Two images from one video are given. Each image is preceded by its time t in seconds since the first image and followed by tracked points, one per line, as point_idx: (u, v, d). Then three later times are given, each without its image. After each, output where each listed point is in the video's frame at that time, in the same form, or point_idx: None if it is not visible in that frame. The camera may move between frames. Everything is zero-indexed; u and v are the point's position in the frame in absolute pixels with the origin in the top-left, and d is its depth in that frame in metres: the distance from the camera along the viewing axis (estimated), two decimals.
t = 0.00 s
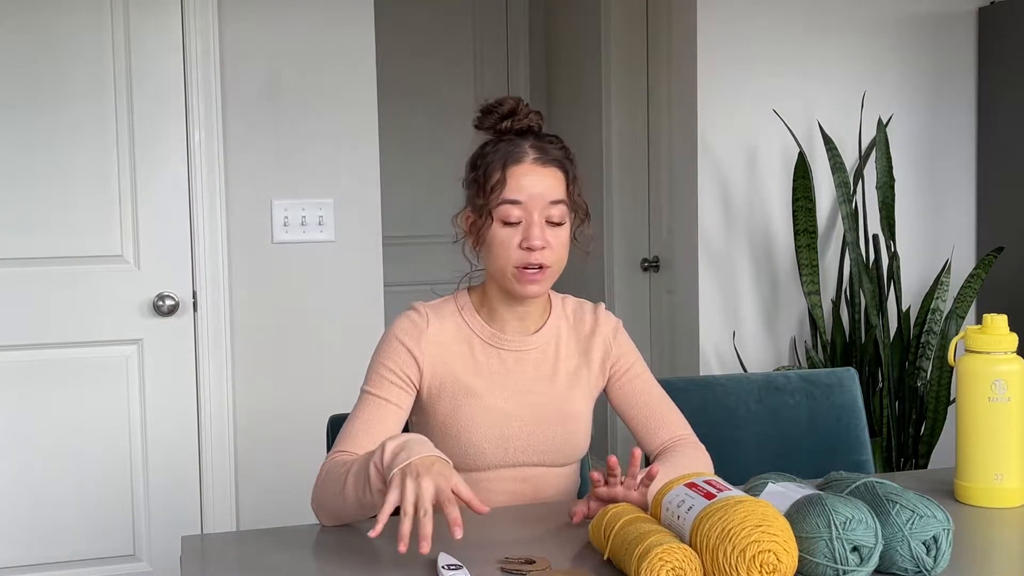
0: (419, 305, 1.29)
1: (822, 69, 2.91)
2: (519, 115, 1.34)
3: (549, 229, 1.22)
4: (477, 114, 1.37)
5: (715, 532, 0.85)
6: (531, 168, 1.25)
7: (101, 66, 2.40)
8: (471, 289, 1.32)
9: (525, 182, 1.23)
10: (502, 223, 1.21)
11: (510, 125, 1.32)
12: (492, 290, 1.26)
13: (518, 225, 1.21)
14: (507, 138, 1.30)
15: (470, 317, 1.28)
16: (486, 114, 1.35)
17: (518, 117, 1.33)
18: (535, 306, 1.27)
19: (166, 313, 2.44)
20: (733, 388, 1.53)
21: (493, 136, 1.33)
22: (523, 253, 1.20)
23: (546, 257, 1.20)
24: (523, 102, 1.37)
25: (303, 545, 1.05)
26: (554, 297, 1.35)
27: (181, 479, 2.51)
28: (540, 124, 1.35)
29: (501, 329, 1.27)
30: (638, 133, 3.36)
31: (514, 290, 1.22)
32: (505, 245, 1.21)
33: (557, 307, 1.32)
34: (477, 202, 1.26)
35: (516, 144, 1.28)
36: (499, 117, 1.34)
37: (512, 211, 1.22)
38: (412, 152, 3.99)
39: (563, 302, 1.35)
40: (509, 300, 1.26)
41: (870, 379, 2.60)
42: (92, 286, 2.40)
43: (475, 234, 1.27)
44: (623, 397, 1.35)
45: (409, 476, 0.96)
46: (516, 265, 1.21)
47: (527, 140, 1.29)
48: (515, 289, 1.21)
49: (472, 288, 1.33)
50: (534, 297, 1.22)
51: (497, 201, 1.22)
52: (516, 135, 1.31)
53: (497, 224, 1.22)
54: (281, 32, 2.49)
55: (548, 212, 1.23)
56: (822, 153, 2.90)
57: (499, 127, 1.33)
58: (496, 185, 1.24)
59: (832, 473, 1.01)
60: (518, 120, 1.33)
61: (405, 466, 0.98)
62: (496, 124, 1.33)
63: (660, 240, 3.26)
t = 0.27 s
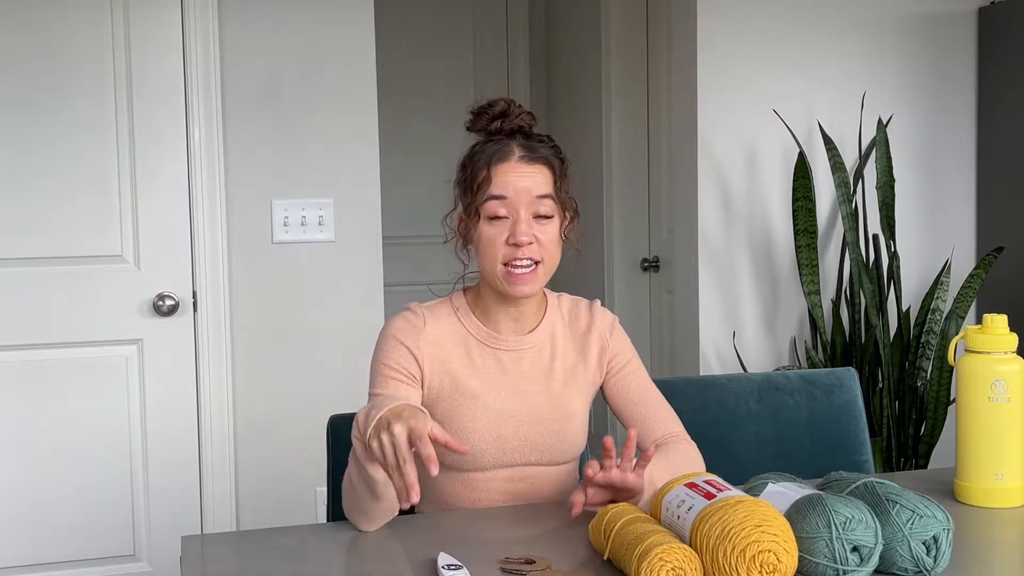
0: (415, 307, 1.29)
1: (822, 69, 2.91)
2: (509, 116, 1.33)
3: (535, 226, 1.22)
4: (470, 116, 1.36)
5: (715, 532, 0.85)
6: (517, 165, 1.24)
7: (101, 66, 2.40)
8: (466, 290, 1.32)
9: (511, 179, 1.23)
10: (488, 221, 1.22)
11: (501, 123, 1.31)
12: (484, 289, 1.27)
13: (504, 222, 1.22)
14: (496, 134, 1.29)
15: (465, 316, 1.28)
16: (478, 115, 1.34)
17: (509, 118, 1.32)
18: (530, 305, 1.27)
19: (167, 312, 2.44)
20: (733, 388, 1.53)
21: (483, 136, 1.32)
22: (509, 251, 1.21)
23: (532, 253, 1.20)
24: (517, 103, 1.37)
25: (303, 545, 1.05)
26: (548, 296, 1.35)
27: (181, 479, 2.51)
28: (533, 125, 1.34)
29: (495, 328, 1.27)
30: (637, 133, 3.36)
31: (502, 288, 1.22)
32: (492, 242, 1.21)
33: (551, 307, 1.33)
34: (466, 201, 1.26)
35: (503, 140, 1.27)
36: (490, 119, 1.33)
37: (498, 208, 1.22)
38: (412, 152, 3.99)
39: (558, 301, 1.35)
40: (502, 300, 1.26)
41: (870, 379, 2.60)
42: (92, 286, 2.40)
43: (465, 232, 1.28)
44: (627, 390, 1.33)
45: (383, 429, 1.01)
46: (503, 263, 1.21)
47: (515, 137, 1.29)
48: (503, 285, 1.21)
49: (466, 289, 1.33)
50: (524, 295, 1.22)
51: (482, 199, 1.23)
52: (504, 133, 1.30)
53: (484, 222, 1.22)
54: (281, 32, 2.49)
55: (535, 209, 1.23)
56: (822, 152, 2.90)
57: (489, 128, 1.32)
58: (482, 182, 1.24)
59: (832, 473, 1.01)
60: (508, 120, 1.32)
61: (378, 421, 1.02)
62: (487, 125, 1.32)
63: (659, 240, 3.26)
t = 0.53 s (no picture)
0: (411, 305, 1.28)
1: (822, 69, 2.91)
2: (512, 116, 1.32)
3: (531, 223, 1.22)
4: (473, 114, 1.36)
5: (715, 532, 0.85)
6: (515, 162, 1.24)
7: (101, 66, 2.40)
8: (461, 289, 1.32)
9: (508, 175, 1.23)
10: (484, 216, 1.22)
11: (502, 122, 1.31)
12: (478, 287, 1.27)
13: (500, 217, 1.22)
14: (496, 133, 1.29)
15: (460, 314, 1.28)
16: (481, 114, 1.34)
17: (512, 118, 1.31)
18: (525, 305, 1.27)
19: (166, 312, 2.44)
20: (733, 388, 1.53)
21: (483, 133, 1.32)
22: (503, 246, 1.20)
23: (526, 249, 1.20)
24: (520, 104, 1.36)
25: (303, 545, 1.05)
26: (543, 296, 1.35)
27: (181, 479, 2.51)
28: (535, 127, 1.33)
29: (490, 328, 1.27)
30: (637, 133, 3.36)
31: (495, 284, 1.22)
32: (486, 237, 1.21)
33: (546, 307, 1.33)
34: (462, 196, 1.26)
35: (502, 138, 1.27)
36: (492, 118, 1.32)
37: (493, 203, 1.22)
38: (412, 152, 3.99)
39: (553, 301, 1.35)
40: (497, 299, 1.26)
41: (870, 379, 2.60)
42: (92, 286, 2.40)
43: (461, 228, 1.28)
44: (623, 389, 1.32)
45: (401, 434, 0.98)
46: (496, 258, 1.21)
47: (514, 135, 1.29)
48: (495, 281, 1.21)
49: (461, 288, 1.32)
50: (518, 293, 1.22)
51: (479, 194, 1.23)
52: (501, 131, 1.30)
53: (479, 216, 1.22)
54: (281, 32, 2.49)
55: (532, 205, 1.23)
56: (822, 152, 2.90)
57: (491, 126, 1.31)
58: (479, 178, 1.24)
59: (832, 473, 1.01)
60: (509, 120, 1.31)
61: (396, 425, 1.00)
62: (489, 124, 1.32)
63: (659, 240, 3.26)
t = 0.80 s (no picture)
0: (414, 307, 1.29)
1: (822, 69, 2.91)
2: (504, 115, 1.33)
3: (541, 228, 1.22)
4: (464, 116, 1.36)
5: (715, 532, 0.85)
6: (520, 168, 1.24)
7: (101, 66, 2.40)
8: (464, 290, 1.32)
9: (515, 182, 1.23)
10: (494, 225, 1.21)
11: (497, 125, 1.31)
12: (484, 290, 1.27)
13: (510, 226, 1.21)
14: (496, 138, 1.29)
15: (464, 315, 1.28)
16: (473, 115, 1.33)
17: (504, 117, 1.33)
18: (529, 306, 1.27)
19: (167, 312, 2.44)
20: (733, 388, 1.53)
21: (483, 138, 1.31)
22: (516, 254, 1.20)
23: (540, 255, 1.20)
24: (509, 101, 1.37)
25: (303, 545, 1.05)
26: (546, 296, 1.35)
27: (181, 479, 2.51)
28: (526, 123, 1.34)
29: (493, 329, 1.27)
30: (637, 132, 3.36)
31: (507, 291, 1.22)
32: (497, 246, 1.21)
33: (549, 307, 1.33)
34: (469, 204, 1.26)
35: (503, 143, 1.27)
36: (485, 119, 1.33)
37: (503, 212, 1.22)
38: (412, 152, 3.99)
39: (557, 301, 1.35)
40: (503, 302, 1.26)
41: (870, 379, 2.60)
42: (92, 286, 2.40)
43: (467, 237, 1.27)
44: (628, 387, 1.32)
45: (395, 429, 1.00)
46: (510, 266, 1.21)
47: (515, 139, 1.28)
48: (509, 289, 1.22)
49: (464, 289, 1.32)
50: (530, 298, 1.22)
51: (488, 203, 1.23)
52: (502, 136, 1.30)
53: (489, 225, 1.22)
54: (281, 31, 2.49)
55: (540, 210, 1.22)
56: (822, 152, 2.90)
57: (486, 128, 1.32)
58: (485, 187, 1.23)
59: (833, 473, 1.01)
60: (505, 121, 1.32)
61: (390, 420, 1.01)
62: (483, 125, 1.32)
63: (659, 240, 3.26)
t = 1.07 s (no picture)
0: (416, 307, 1.29)
1: (822, 69, 2.91)
2: (526, 115, 1.32)
3: (549, 229, 1.22)
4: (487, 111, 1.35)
5: (715, 532, 0.85)
6: (535, 168, 1.24)
7: (101, 65, 2.40)
8: (467, 290, 1.32)
9: (529, 180, 1.23)
10: (502, 220, 1.21)
11: (519, 123, 1.30)
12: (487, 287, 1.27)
13: (519, 223, 1.21)
14: (516, 135, 1.28)
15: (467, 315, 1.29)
16: (495, 111, 1.33)
17: (526, 117, 1.31)
18: (530, 306, 1.28)
19: (167, 312, 2.44)
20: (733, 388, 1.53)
21: (501, 133, 1.31)
22: (521, 251, 1.20)
23: (544, 257, 1.20)
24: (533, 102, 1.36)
25: (302, 545, 1.05)
26: (548, 297, 1.35)
27: (181, 479, 2.51)
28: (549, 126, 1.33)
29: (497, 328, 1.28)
30: (637, 132, 3.37)
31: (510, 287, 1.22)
32: (504, 241, 1.21)
33: (551, 308, 1.33)
34: (479, 196, 1.25)
35: (521, 141, 1.27)
36: (506, 116, 1.32)
37: (513, 208, 1.21)
38: (412, 152, 3.99)
39: (558, 302, 1.35)
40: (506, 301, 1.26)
41: (870, 379, 2.60)
42: (92, 286, 2.40)
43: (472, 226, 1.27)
44: (629, 387, 1.32)
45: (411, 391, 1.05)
46: (514, 262, 1.20)
47: (533, 139, 1.28)
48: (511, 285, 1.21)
49: (466, 289, 1.33)
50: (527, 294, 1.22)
51: (498, 197, 1.22)
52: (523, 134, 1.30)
53: (497, 219, 1.21)
54: (281, 31, 2.49)
55: (550, 212, 1.22)
56: (822, 152, 2.90)
57: (506, 125, 1.31)
58: (499, 181, 1.23)
59: (833, 473, 1.01)
60: (528, 120, 1.31)
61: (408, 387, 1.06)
62: (503, 122, 1.32)
63: (659, 240, 3.26)
